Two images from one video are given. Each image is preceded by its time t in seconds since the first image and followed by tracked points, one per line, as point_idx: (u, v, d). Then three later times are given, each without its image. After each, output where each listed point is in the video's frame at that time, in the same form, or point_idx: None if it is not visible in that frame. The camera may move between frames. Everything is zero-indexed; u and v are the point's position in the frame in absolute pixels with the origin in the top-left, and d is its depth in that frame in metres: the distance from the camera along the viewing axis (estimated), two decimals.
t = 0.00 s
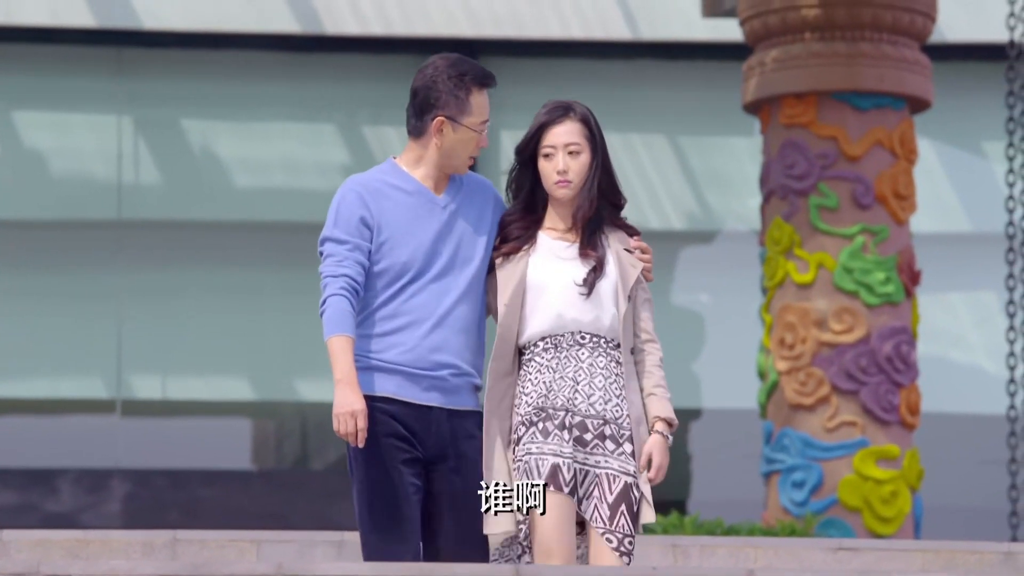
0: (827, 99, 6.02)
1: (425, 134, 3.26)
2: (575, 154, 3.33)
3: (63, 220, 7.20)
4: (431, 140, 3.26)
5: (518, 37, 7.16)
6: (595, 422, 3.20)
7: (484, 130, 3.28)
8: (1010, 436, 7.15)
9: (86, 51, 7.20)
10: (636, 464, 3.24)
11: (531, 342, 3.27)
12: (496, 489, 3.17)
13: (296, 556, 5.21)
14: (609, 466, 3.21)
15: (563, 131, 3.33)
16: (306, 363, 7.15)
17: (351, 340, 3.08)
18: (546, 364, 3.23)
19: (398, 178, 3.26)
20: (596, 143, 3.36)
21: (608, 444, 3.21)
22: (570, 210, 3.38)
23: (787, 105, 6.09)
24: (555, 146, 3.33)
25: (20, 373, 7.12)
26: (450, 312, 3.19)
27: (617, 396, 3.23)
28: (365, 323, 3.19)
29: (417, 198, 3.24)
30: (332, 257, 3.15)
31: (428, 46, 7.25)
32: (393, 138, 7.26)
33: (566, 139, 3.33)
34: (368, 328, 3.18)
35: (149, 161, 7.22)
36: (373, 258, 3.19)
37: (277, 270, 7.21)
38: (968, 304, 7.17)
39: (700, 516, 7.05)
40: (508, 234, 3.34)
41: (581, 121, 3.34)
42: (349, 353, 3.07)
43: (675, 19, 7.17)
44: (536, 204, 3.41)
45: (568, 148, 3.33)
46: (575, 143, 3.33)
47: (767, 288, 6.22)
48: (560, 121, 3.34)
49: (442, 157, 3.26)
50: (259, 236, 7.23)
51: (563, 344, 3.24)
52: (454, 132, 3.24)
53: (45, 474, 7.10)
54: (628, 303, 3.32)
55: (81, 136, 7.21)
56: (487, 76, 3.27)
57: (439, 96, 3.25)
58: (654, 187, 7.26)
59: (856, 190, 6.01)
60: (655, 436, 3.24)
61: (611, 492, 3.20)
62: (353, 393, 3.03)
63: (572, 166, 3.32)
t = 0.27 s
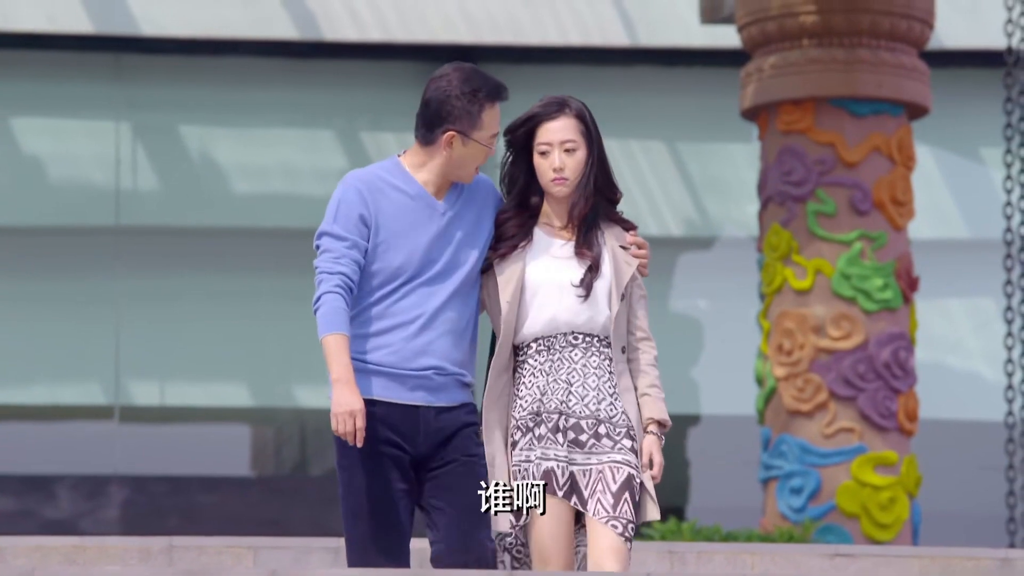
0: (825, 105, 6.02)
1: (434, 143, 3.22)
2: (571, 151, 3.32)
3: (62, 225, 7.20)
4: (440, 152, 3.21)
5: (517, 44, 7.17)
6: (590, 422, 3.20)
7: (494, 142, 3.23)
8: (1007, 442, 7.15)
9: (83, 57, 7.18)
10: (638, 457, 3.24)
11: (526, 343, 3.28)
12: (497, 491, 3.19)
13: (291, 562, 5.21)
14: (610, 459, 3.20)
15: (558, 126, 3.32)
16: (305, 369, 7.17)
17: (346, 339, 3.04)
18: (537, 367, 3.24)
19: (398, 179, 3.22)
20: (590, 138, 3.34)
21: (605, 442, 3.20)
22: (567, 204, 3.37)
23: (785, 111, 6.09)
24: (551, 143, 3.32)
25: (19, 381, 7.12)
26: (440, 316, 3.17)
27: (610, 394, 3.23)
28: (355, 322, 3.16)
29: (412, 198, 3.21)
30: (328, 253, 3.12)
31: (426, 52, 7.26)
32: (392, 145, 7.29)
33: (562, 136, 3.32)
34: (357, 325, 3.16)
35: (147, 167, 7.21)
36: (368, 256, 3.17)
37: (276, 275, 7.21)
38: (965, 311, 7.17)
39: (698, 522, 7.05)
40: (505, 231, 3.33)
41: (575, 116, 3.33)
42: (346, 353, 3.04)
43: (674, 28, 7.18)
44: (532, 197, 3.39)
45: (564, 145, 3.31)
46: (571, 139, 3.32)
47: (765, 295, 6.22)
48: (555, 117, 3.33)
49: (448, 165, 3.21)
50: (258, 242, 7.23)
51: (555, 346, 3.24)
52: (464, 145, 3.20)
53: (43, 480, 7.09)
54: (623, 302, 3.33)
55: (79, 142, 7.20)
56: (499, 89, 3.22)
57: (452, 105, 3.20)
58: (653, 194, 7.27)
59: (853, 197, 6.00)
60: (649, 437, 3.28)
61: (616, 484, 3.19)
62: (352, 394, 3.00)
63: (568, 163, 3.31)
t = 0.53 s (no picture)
0: (822, 110, 6.02)
1: (438, 145, 3.06)
2: (578, 151, 3.13)
3: (60, 229, 7.19)
4: (444, 154, 3.06)
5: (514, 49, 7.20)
6: (599, 428, 3.03)
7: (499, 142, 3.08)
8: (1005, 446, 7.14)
9: (81, 62, 7.17)
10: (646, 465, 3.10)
11: (531, 347, 3.11)
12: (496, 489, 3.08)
13: (287, 567, 5.20)
14: (621, 466, 3.02)
15: (565, 127, 3.14)
16: (302, 374, 7.16)
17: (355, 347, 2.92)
18: (541, 371, 3.07)
19: (403, 179, 3.08)
20: (599, 138, 3.16)
21: (618, 447, 3.03)
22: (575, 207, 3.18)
23: (782, 116, 6.08)
24: (557, 144, 3.14)
25: (14, 386, 7.09)
26: (445, 318, 3.04)
27: (618, 398, 3.05)
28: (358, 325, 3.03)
29: (419, 195, 3.07)
30: (333, 257, 2.99)
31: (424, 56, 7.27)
32: (389, 149, 7.28)
33: (568, 136, 3.13)
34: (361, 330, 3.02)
35: (145, 172, 7.21)
36: (371, 258, 3.03)
37: (274, 280, 7.22)
38: (963, 315, 7.16)
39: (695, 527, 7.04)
40: (513, 235, 3.16)
41: (583, 116, 3.15)
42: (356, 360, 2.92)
43: (671, 32, 7.20)
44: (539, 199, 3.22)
45: (569, 145, 3.13)
46: (577, 139, 3.13)
47: (762, 300, 6.23)
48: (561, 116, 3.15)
49: (452, 168, 3.06)
50: (255, 247, 7.23)
51: (558, 351, 3.07)
52: (469, 148, 3.04)
53: (40, 485, 7.07)
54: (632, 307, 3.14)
55: (76, 146, 7.20)
56: (502, 89, 3.07)
57: (452, 105, 3.04)
58: (651, 199, 7.26)
59: (851, 202, 6.00)
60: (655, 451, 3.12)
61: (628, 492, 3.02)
62: (367, 402, 2.88)
63: (575, 164, 3.13)
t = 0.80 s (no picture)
0: (819, 113, 6.01)
1: (448, 133, 3.03)
2: (591, 144, 3.10)
3: (59, 233, 7.19)
4: (456, 141, 3.02)
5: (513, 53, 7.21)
6: (612, 416, 2.98)
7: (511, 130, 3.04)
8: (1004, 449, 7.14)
9: (81, 66, 7.19)
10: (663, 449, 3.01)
11: (545, 341, 3.07)
12: (496, 490, 2.99)
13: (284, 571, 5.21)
14: (636, 453, 2.97)
15: (579, 118, 3.11)
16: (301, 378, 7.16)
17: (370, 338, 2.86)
18: (554, 364, 3.04)
19: (416, 171, 3.03)
20: (614, 131, 3.12)
21: (630, 435, 2.98)
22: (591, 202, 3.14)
23: (780, 119, 6.08)
24: (572, 137, 3.11)
25: (12, 390, 7.08)
26: (459, 306, 2.97)
27: (633, 385, 3.00)
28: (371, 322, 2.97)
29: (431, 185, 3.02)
30: (346, 249, 2.94)
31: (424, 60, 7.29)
32: (388, 153, 7.29)
33: (582, 128, 3.11)
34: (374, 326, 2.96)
35: (143, 178, 7.21)
36: (384, 250, 2.97)
37: (271, 282, 7.21)
38: (960, 319, 7.16)
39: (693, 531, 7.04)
40: (526, 226, 3.12)
41: (597, 108, 3.11)
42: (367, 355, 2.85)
43: (669, 36, 7.21)
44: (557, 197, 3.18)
45: (582, 137, 3.10)
46: (591, 132, 3.10)
47: (760, 303, 6.22)
48: (576, 109, 3.12)
49: (465, 156, 3.02)
50: (253, 252, 7.22)
51: (570, 343, 3.04)
52: (480, 134, 3.01)
53: (38, 488, 7.09)
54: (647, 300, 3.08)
55: (74, 150, 7.19)
56: (513, 75, 3.04)
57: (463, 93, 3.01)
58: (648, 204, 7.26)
59: (848, 205, 6.00)
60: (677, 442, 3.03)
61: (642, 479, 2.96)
62: (374, 398, 2.83)
63: (588, 156, 3.10)
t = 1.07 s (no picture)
0: (815, 119, 6.01)
1: (452, 122, 3.37)
2: (607, 135, 3.36)
3: (53, 238, 7.16)
4: (462, 128, 3.35)
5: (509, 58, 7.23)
6: (613, 410, 3.25)
7: (513, 118, 3.37)
8: (1000, 454, 7.14)
9: (75, 72, 7.18)
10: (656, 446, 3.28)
11: (555, 326, 3.33)
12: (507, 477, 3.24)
13: None
14: (626, 453, 3.25)
15: (593, 109, 3.36)
16: (296, 384, 7.17)
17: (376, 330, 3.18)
18: (564, 348, 3.29)
19: (423, 163, 3.38)
20: (626, 121, 3.39)
21: (626, 432, 3.25)
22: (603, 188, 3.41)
23: (776, 125, 6.08)
24: (587, 126, 3.36)
25: (7, 397, 7.05)
26: (466, 299, 3.30)
27: (635, 382, 3.27)
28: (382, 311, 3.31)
29: (437, 185, 3.36)
30: (355, 244, 3.27)
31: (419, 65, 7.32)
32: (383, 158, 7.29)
33: (597, 119, 3.36)
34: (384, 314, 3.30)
35: (139, 184, 7.20)
36: (393, 244, 3.31)
37: (267, 287, 7.21)
38: (957, 324, 7.16)
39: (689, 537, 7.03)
40: (539, 217, 3.42)
41: (610, 98, 3.37)
42: (372, 345, 3.16)
43: (665, 41, 7.22)
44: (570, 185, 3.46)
45: (597, 128, 3.36)
46: (606, 122, 3.36)
47: (756, 308, 6.22)
48: (589, 101, 3.37)
49: (467, 146, 3.35)
50: (248, 257, 7.21)
51: (581, 331, 3.29)
52: (482, 119, 3.34)
53: (33, 494, 7.06)
54: (654, 287, 3.35)
55: (69, 156, 7.17)
56: (512, 61, 3.36)
57: (467, 86, 3.34)
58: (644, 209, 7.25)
59: (844, 211, 5.99)
60: (682, 422, 3.25)
61: (628, 476, 3.25)
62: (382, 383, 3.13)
63: (604, 147, 3.36)
